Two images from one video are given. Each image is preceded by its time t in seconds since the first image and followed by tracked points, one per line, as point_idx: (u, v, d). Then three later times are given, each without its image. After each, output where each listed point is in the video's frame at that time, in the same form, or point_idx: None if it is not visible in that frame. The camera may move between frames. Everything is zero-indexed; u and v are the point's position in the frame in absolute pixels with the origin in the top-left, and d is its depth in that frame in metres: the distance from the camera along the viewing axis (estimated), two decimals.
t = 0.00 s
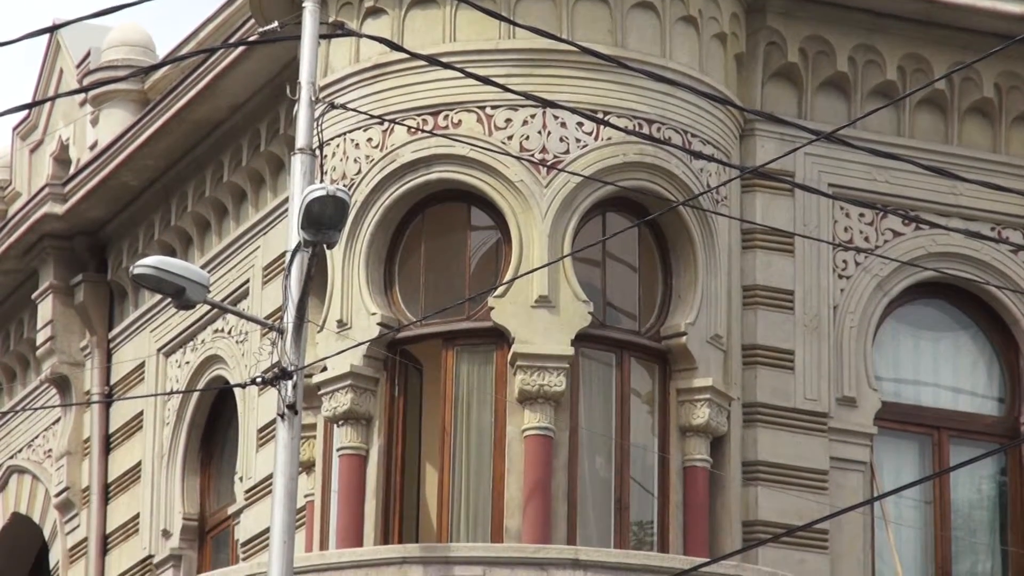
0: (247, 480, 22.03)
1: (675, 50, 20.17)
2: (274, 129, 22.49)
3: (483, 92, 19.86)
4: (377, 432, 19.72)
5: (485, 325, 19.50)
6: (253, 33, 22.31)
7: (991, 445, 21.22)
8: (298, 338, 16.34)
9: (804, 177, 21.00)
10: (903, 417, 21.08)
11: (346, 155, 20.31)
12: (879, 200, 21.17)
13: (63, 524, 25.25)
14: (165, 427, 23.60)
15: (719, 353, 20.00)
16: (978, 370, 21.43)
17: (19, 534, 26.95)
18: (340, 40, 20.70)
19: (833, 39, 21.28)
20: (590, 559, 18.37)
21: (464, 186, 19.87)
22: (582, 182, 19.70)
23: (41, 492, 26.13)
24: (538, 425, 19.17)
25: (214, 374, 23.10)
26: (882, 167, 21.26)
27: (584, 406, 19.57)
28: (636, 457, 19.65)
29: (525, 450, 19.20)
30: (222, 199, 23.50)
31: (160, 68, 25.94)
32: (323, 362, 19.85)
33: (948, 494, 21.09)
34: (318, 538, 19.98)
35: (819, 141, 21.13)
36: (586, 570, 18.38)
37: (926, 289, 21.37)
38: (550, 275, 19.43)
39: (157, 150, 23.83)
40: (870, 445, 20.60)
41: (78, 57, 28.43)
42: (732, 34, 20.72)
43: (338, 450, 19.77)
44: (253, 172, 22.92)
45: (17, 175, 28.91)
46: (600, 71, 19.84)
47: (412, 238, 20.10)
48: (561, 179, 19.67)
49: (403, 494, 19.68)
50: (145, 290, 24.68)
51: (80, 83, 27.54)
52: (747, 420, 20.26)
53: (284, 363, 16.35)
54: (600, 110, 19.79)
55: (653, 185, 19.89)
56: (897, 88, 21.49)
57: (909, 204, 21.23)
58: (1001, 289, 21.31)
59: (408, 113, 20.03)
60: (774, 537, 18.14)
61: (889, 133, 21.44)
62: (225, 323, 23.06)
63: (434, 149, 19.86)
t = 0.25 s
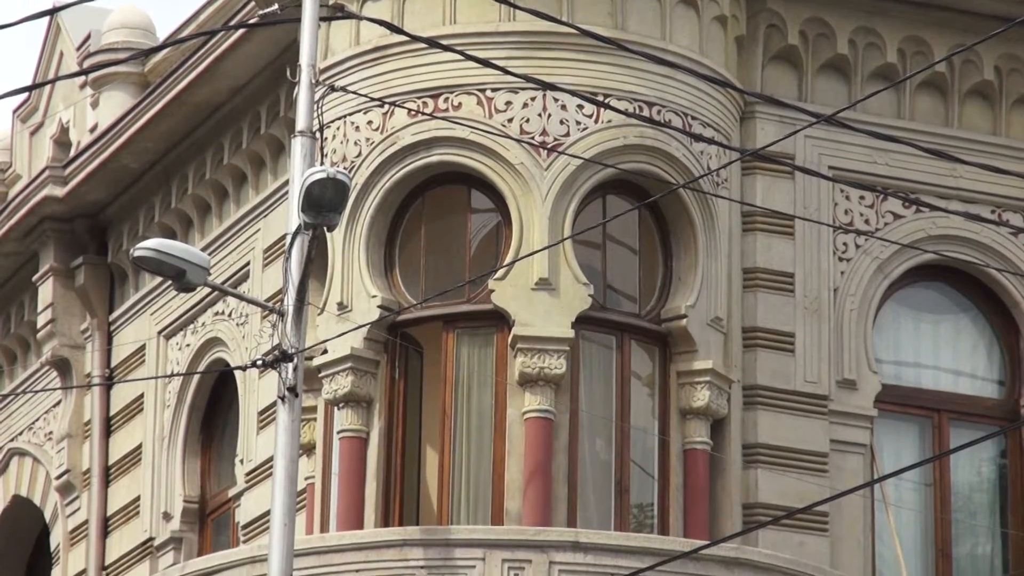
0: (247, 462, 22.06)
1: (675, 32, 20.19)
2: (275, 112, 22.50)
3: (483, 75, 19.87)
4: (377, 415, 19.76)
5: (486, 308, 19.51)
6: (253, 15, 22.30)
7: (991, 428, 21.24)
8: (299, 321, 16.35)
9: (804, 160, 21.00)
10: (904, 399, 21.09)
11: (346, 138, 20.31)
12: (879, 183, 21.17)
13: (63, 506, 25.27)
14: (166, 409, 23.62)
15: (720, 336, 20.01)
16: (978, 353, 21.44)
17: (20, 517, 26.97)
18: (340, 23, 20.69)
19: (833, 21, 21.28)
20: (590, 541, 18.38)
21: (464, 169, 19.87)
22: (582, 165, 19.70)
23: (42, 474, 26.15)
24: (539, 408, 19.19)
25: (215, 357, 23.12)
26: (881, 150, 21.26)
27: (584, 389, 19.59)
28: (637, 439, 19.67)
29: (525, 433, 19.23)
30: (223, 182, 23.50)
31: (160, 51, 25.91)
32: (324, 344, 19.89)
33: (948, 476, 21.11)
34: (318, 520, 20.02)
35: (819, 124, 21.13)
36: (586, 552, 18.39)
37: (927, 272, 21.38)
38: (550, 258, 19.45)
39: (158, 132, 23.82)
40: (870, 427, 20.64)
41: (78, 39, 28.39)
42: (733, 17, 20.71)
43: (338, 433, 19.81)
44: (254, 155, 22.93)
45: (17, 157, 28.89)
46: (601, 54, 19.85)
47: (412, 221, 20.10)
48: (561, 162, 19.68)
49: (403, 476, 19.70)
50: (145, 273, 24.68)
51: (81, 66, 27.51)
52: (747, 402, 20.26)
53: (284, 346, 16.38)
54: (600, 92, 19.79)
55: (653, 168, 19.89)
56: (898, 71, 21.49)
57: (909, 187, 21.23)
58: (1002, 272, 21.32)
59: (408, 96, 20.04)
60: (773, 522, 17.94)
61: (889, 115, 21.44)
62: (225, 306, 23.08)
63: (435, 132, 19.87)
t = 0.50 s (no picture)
0: (247, 444, 22.09)
1: (676, 15, 20.20)
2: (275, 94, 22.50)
3: (483, 57, 19.88)
4: (378, 397, 19.79)
5: (486, 290, 19.53)
6: None
7: (991, 410, 21.30)
8: (299, 302, 16.37)
9: (805, 142, 21.00)
10: (904, 381, 21.12)
11: (347, 120, 20.32)
12: (879, 164, 21.18)
13: (64, 487, 25.31)
14: (166, 391, 23.64)
15: (721, 318, 20.03)
16: (978, 335, 21.47)
17: (20, 498, 27.01)
18: (340, 5, 20.69)
19: (834, 4, 21.28)
20: (590, 522, 18.26)
21: (465, 151, 19.87)
22: (583, 147, 19.71)
23: (42, 456, 26.19)
24: (539, 389, 19.22)
25: (215, 339, 23.14)
26: (882, 131, 21.27)
27: (584, 371, 19.61)
28: (637, 421, 19.69)
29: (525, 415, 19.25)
30: (223, 163, 23.50)
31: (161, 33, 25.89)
32: (324, 326, 19.91)
33: (948, 458, 21.14)
34: (319, 502, 20.07)
35: (819, 106, 21.13)
36: (586, 533, 18.27)
37: (927, 254, 21.39)
38: (550, 240, 19.46)
39: (158, 114, 23.82)
40: (869, 408, 20.65)
41: (78, 21, 28.37)
42: None
43: (338, 415, 19.85)
44: (254, 137, 22.94)
45: (18, 139, 28.88)
46: (601, 36, 19.85)
47: (413, 203, 20.11)
48: (562, 144, 19.68)
49: (404, 457, 19.73)
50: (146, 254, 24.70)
51: (80, 47, 27.49)
52: (747, 384, 20.27)
53: (285, 328, 16.39)
54: (600, 75, 19.80)
55: (654, 150, 19.90)
56: (898, 53, 21.49)
57: (909, 169, 21.24)
58: (1002, 254, 21.34)
59: (408, 78, 20.05)
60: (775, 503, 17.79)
61: (889, 97, 21.45)
62: (226, 288, 23.10)
63: (435, 114, 19.87)
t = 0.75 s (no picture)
0: (247, 424, 22.12)
1: None
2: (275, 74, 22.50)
3: (483, 37, 19.88)
4: (378, 377, 19.81)
5: (486, 270, 19.54)
6: None
7: (991, 390, 21.31)
8: (299, 282, 16.38)
9: (805, 122, 20.99)
10: (903, 361, 21.13)
11: (347, 100, 20.32)
12: (879, 144, 21.17)
13: (64, 467, 25.34)
14: (166, 371, 23.66)
15: (721, 298, 20.04)
16: (978, 315, 21.48)
17: (20, 478, 27.04)
18: None
19: None
20: (590, 503, 18.26)
21: (465, 131, 19.87)
22: (583, 127, 19.71)
23: (42, 436, 26.21)
24: (539, 369, 19.23)
25: (215, 319, 23.16)
26: (882, 112, 21.26)
27: (584, 351, 19.63)
28: (637, 401, 19.72)
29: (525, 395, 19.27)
30: (223, 143, 23.50)
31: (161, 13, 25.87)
32: (324, 307, 19.93)
33: (948, 438, 21.15)
34: (319, 481, 20.11)
35: (819, 86, 21.13)
36: (586, 513, 18.26)
37: (927, 234, 21.40)
38: (550, 220, 19.46)
39: (158, 95, 23.81)
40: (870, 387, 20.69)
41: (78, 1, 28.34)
42: None
43: (338, 395, 19.87)
44: (254, 117, 22.94)
45: (18, 119, 28.86)
46: (601, 16, 19.85)
47: (413, 183, 20.12)
48: (562, 124, 19.68)
49: (403, 436, 19.76)
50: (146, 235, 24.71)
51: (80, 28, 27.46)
52: (747, 364, 20.30)
53: (285, 308, 16.41)
54: (600, 55, 19.79)
55: (654, 131, 19.90)
56: (898, 33, 21.48)
57: (909, 149, 21.24)
58: (1002, 234, 21.34)
59: (408, 58, 20.05)
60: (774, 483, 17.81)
61: (890, 78, 21.44)
62: (226, 268, 23.11)
63: (435, 94, 19.86)
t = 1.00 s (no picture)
0: (248, 406, 22.13)
1: None
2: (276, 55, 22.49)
3: (484, 18, 19.89)
4: (378, 358, 19.82)
5: (486, 252, 19.54)
6: None
7: (991, 371, 21.33)
8: (299, 264, 16.38)
9: (805, 104, 20.99)
10: (904, 343, 21.15)
11: (347, 82, 20.31)
12: (880, 126, 21.17)
13: (64, 448, 25.36)
14: (167, 352, 23.67)
15: (721, 279, 20.05)
16: (979, 296, 21.48)
17: (21, 460, 27.06)
18: None
19: None
20: (591, 484, 18.25)
21: (465, 113, 19.87)
22: (583, 109, 19.71)
23: (43, 418, 26.23)
24: (539, 351, 19.24)
25: (216, 300, 23.16)
26: (882, 93, 21.25)
27: (585, 332, 19.63)
28: (637, 382, 19.73)
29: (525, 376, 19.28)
30: (224, 125, 23.49)
31: None
32: (324, 288, 19.93)
33: (948, 420, 21.17)
34: (320, 463, 20.12)
35: (820, 68, 21.11)
36: (586, 495, 18.25)
37: (927, 216, 21.40)
38: (551, 201, 19.46)
39: (158, 76, 23.79)
40: (868, 368, 20.67)
41: None
42: None
43: (338, 376, 19.88)
44: (255, 99, 22.93)
45: (18, 101, 28.83)
46: None
47: (413, 164, 20.11)
48: (562, 105, 19.67)
49: (403, 418, 19.76)
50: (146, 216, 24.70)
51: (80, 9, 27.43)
52: (748, 345, 20.31)
53: (285, 289, 16.40)
54: (600, 36, 19.77)
55: (655, 112, 19.90)
56: (898, 14, 21.47)
57: (910, 131, 21.23)
58: (1002, 216, 21.34)
59: (409, 39, 20.04)
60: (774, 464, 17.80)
61: (890, 59, 21.43)
62: (226, 250, 23.12)
63: (435, 75, 19.85)
